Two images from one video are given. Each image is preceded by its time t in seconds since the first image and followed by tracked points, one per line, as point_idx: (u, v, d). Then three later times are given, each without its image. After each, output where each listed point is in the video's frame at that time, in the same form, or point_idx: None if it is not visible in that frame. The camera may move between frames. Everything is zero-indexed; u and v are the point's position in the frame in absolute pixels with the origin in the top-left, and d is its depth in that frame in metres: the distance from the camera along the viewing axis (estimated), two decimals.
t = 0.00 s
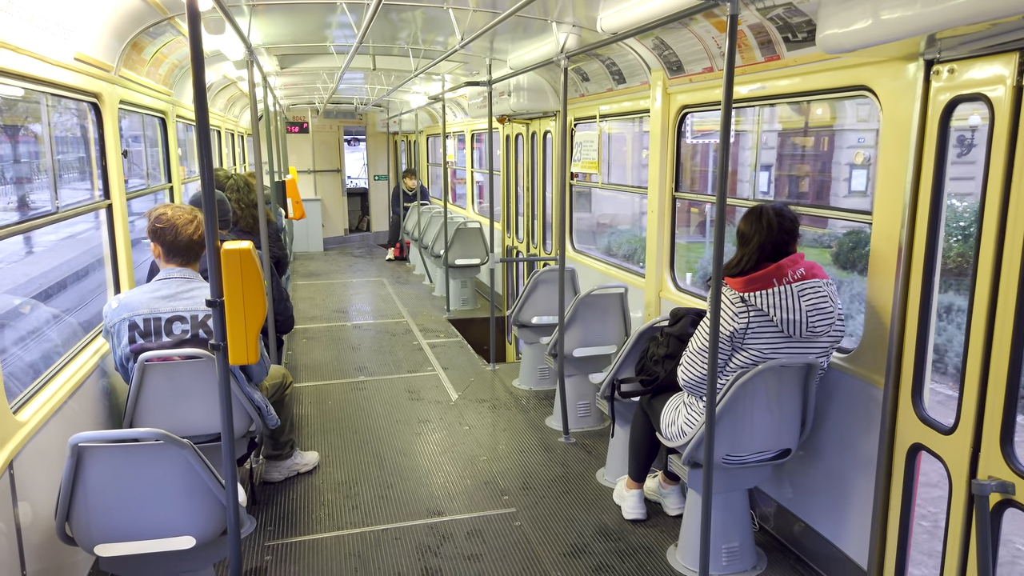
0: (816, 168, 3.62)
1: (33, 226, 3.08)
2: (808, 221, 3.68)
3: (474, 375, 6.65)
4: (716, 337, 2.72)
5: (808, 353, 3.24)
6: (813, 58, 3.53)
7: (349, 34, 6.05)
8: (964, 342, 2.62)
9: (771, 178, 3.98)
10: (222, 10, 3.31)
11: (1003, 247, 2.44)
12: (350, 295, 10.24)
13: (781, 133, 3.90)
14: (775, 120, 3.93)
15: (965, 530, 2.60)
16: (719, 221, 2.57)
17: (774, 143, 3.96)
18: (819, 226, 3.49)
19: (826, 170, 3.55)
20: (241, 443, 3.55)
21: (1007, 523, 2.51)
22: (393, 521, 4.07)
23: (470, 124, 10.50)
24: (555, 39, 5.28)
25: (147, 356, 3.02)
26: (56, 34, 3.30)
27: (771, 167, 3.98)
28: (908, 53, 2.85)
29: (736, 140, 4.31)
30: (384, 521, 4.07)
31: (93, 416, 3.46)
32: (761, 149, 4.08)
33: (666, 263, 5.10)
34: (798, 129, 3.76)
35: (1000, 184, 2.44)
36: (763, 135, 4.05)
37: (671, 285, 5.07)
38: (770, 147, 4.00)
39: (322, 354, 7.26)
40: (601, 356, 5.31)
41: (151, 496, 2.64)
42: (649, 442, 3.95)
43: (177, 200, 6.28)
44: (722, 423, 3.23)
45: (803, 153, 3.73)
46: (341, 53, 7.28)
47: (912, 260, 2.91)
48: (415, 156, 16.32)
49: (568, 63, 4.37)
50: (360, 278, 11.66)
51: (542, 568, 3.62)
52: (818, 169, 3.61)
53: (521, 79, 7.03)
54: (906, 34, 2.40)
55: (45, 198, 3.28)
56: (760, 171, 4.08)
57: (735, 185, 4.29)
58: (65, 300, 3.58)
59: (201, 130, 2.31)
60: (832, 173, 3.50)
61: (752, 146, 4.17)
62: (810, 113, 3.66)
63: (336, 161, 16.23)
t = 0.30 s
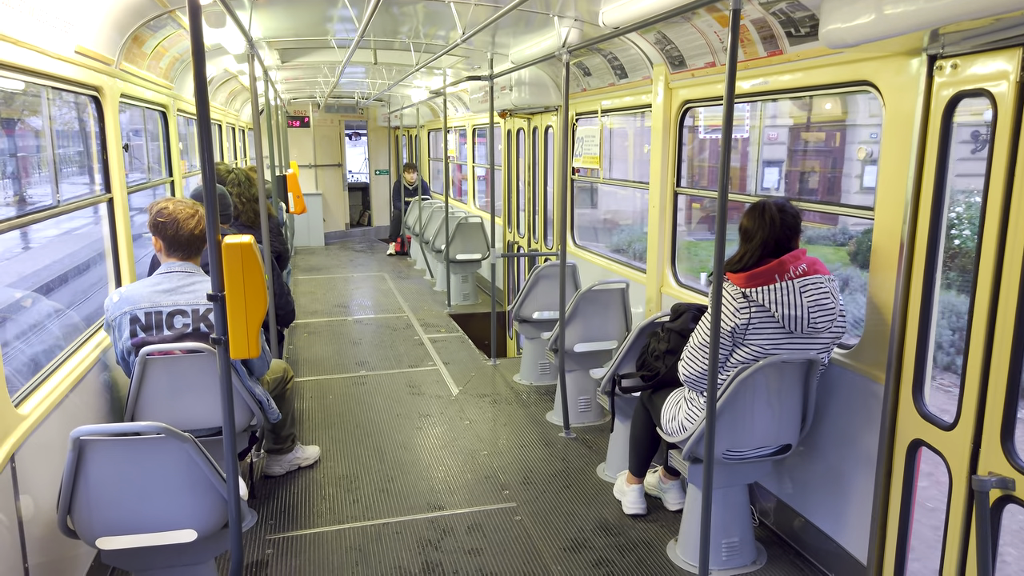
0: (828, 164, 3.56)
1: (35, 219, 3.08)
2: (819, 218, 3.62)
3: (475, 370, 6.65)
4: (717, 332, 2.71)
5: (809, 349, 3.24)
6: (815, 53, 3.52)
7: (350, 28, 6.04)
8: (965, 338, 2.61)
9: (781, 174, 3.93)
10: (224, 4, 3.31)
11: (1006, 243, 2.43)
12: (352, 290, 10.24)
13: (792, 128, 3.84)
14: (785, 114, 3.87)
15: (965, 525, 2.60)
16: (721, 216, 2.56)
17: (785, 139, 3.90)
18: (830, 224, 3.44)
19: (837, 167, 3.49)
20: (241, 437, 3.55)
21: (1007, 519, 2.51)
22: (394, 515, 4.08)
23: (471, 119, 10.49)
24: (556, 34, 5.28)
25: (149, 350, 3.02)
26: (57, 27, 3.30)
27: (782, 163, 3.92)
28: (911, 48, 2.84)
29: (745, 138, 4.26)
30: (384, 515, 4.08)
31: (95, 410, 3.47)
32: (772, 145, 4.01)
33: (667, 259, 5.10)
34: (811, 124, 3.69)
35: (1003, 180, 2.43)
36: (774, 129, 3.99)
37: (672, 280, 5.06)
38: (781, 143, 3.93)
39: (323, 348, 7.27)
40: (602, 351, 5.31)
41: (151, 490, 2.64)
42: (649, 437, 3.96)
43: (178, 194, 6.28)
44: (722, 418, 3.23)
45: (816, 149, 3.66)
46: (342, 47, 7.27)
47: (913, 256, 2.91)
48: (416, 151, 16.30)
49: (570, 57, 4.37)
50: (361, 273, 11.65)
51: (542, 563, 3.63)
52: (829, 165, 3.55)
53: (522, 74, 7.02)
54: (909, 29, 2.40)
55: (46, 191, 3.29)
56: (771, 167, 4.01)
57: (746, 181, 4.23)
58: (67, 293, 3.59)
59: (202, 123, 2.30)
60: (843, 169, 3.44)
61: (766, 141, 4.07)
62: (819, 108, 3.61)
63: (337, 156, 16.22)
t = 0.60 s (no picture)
0: (840, 159, 3.48)
1: (36, 212, 3.08)
2: (833, 215, 3.54)
3: (475, 364, 6.65)
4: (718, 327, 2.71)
5: (810, 344, 3.24)
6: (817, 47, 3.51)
7: (350, 21, 6.03)
8: (966, 333, 2.61)
9: (793, 169, 3.82)
10: None
11: (1007, 238, 2.43)
12: (352, 284, 10.24)
13: (804, 122, 3.73)
14: (798, 107, 3.76)
15: (964, 520, 2.60)
16: (722, 210, 2.56)
17: (797, 133, 3.79)
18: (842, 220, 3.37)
19: (850, 162, 3.41)
20: (242, 430, 3.55)
21: (1006, 514, 2.51)
22: (394, 508, 4.09)
23: (472, 112, 10.47)
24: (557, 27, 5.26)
25: (150, 343, 3.02)
26: (57, 20, 3.29)
27: (793, 158, 3.81)
28: (913, 42, 2.84)
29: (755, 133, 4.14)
30: (385, 508, 4.09)
31: (95, 403, 3.47)
32: (783, 138, 3.90)
33: (668, 254, 5.09)
34: (824, 117, 3.59)
35: (1004, 175, 2.43)
36: (785, 122, 3.88)
37: (673, 275, 5.06)
38: (793, 137, 3.82)
39: (324, 342, 7.27)
40: (602, 345, 5.32)
41: (152, 483, 2.65)
42: (649, 432, 3.96)
43: (178, 187, 6.28)
44: (722, 413, 3.24)
45: (828, 143, 3.56)
46: (342, 40, 7.26)
47: (914, 250, 2.90)
48: (417, 145, 16.27)
49: (571, 51, 4.36)
50: (362, 267, 11.65)
51: (542, 556, 3.64)
52: (842, 160, 3.46)
53: (523, 68, 7.01)
54: (911, 23, 2.39)
55: (47, 185, 3.29)
56: (782, 162, 3.90)
57: (758, 176, 4.11)
58: (67, 287, 3.59)
59: (202, 117, 2.30)
60: (857, 164, 3.36)
61: (777, 134, 3.95)
62: (829, 101, 3.55)
63: (338, 149, 16.20)
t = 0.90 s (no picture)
0: (854, 152, 3.36)
1: (36, 203, 3.08)
2: (843, 211, 3.45)
3: (476, 357, 6.66)
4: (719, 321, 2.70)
5: (810, 337, 3.24)
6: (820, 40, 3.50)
7: (351, 13, 6.01)
8: (967, 328, 2.61)
9: (809, 164, 3.66)
10: None
11: (1009, 233, 2.42)
12: (353, 277, 10.23)
13: (821, 115, 3.60)
14: (814, 99, 3.63)
15: (964, 514, 2.61)
16: (722, 204, 2.55)
17: (813, 127, 3.66)
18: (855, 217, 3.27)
19: (864, 155, 3.29)
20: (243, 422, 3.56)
21: (1005, 508, 2.51)
22: (394, 500, 4.10)
23: (473, 105, 10.45)
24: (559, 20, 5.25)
25: (150, 335, 3.02)
26: (56, 11, 3.28)
27: (808, 153, 3.67)
28: (916, 36, 2.83)
29: (768, 126, 4.00)
30: (385, 500, 4.10)
31: (96, 395, 3.47)
32: (797, 132, 3.77)
33: (668, 248, 5.09)
34: (839, 110, 3.48)
35: (1006, 169, 2.42)
36: (800, 116, 3.75)
37: (674, 269, 5.06)
38: (808, 131, 3.69)
39: (324, 335, 7.28)
40: (602, 339, 5.32)
41: (153, 475, 2.65)
42: (649, 425, 3.97)
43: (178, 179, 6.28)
44: (722, 407, 3.24)
45: (828, 136, 3.56)
46: (343, 33, 7.25)
47: (915, 245, 2.89)
48: (417, 138, 16.24)
49: (572, 43, 4.34)
50: (362, 260, 11.64)
51: (542, 548, 3.65)
52: (855, 153, 3.35)
53: (524, 60, 7.00)
54: (914, 16, 2.38)
55: (48, 176, 3.28)
56: (797, 157, 3.76)
57: (772, 170, 3.97)
58: (67, 279, 3.59)
59: (202, 108, 2.29)
60: (872, 158, 3.24)
61: (793, 128, 3.82)
62: (841, 93, 3.46)
63: (338, 142, 16.18)
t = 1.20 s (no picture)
0: (871, 146, 3.25)
1: (36, 196, 3.07)
2: (844, 204, 3.45)
3: (476, 350, 6.66)
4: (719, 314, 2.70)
5: (811, 331, 3.24)
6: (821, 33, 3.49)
7: (351, 5, 5.99)
8: (967, 321, 2.61)
9: (827, 158, 3.54)
10: None
11: (1010, 227, 2.42)
12: (353, 270, 10.23)
13: (838, 108, 3.49)
14: (832, 91, 3.51)
15: (964, 507, 2.61)
16: (723, 197, 2.54)
17: (826, 120, 3.57)
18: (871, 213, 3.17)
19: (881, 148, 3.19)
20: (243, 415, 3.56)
21: (1004, 502, 2.52)
22: (395, 493, 4.11)
23: (473, 97, 10.43)
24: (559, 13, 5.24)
25: (151, 328, 3.02)
26: (56, 2, 3.27)
27: (824, 147, 3.56)
28: (918, 29, 2.82)
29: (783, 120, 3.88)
30: (385, 493, 4.11)
31: (96, 387, 3.48)
32: (805, 125, 3.72)
33: (668, 241, 5.09)
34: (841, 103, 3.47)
35: (1008, 163, 2.42)
36: (812, 109, 3.66)
37: (674, 262, 5.06)
38: (823, 125, 3.58)
39: (324, 328, 7.28)
40: (602, 332, 5.33)
41: (154, 467, 2.65)
42: (649, 419, 3.97)
43: (178, 172, 6.26)
44: (722, 400, 3.24)
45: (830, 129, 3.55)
46: (342, 25, 7.22)
47: (916, 239, 2.89)
48: (417, 131, 16.21)
49: (573, 36, 4.32)
50: (362, 252, 11.63)
51: (541, 540, 3.66)
52: (872, 147, 3.24)
53: (525, 53, 6.98)
54: (916, 9, 2.37)
55: (47, 169, 3.28)
56: (815, 151, 3.63)
57: (788, 166, 3.84)
58: (67, 271, 3.59)
59: (202, 100, 2.28)
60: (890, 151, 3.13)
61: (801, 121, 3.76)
62: (843, 86, 3.45)
63: (338, 134, 16.15)
